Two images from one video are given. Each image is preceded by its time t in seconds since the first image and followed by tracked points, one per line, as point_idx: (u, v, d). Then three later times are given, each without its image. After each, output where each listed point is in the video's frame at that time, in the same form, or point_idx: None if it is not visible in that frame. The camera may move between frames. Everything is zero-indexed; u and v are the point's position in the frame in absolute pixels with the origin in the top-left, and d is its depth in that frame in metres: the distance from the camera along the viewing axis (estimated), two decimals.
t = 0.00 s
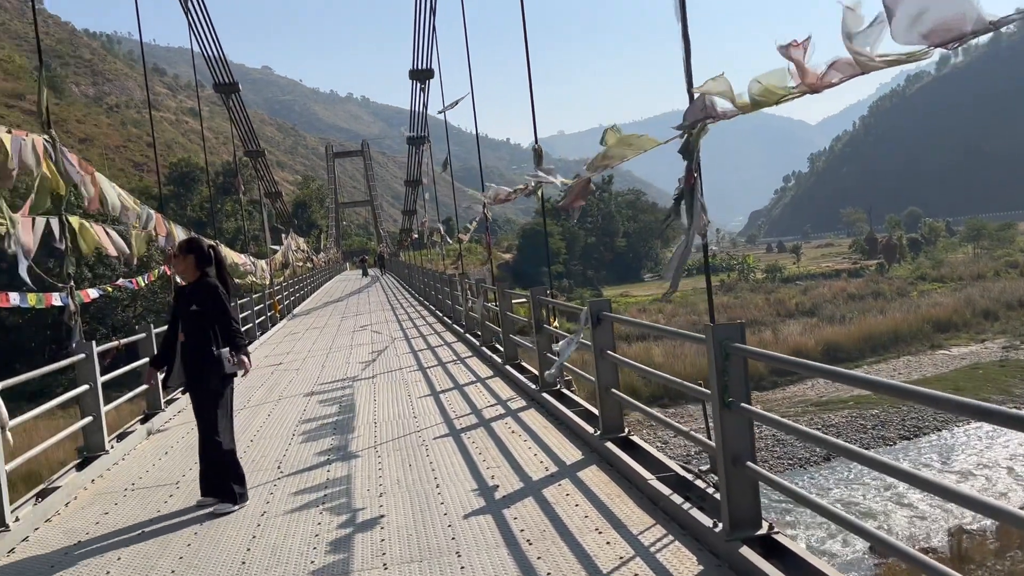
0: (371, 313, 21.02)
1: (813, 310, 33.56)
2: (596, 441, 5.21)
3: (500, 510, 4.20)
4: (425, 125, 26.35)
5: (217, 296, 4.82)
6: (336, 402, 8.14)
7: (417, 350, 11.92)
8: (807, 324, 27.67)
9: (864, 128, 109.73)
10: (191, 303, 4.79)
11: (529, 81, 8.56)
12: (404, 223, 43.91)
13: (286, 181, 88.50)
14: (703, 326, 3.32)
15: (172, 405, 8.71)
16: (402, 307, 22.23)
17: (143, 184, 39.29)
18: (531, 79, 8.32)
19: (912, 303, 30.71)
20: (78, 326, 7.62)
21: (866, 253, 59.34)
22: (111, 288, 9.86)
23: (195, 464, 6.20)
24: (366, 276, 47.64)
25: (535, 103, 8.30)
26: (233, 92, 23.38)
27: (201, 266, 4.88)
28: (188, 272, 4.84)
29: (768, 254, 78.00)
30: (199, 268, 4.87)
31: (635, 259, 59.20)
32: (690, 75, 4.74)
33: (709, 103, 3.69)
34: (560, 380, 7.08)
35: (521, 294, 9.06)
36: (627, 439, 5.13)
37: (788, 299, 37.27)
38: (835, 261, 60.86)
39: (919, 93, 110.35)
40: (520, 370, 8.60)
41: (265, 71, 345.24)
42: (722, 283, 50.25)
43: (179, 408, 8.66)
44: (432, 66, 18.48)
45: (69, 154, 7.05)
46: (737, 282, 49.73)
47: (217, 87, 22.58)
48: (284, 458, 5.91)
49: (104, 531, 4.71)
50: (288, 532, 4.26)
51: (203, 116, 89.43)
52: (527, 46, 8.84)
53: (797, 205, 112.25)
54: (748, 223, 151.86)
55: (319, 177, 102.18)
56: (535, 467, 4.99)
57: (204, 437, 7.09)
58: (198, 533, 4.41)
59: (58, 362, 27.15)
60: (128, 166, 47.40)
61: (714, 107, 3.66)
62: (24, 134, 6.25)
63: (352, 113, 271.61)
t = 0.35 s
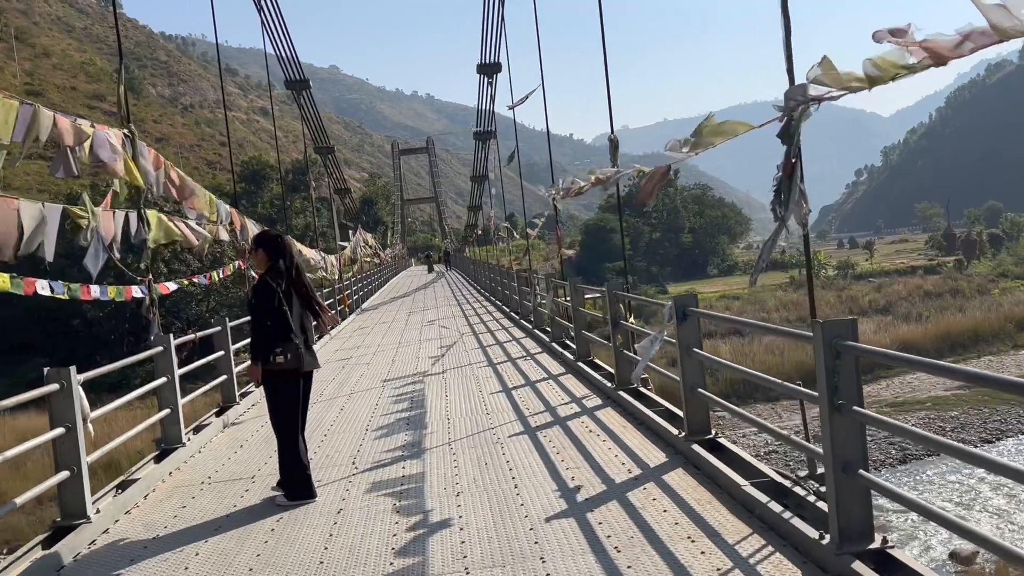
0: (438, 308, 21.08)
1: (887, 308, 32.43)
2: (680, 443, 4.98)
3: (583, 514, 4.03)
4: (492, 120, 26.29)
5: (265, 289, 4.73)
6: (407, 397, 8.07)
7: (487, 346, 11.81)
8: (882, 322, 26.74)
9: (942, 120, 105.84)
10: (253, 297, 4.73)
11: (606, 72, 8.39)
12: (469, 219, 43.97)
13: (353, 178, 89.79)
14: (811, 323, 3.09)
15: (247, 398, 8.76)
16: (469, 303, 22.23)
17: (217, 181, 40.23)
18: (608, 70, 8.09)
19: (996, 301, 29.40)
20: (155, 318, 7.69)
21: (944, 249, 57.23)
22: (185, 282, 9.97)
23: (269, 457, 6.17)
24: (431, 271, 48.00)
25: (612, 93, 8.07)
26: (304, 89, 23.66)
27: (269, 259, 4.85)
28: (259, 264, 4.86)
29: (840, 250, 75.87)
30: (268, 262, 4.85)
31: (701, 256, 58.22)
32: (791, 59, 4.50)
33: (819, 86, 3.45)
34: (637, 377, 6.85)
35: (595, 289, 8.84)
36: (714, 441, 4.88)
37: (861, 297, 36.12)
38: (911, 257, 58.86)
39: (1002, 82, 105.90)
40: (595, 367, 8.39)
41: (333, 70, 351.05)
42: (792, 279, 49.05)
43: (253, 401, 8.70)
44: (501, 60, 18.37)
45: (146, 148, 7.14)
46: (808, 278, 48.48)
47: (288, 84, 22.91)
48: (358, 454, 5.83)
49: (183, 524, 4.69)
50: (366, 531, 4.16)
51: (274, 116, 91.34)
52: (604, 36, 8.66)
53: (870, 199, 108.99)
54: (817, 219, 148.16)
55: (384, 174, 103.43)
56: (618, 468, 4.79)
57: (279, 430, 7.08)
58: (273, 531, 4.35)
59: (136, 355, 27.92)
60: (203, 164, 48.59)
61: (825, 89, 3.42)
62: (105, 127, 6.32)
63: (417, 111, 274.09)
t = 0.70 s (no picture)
0: (499, 303, 20.99)
1: (959, 304, 31.28)
2: (766, 449, 4.72)
3: (666, 524, 3.82)
4: (553, 114, 26.07)
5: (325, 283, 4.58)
6: (473, 394, 7.94)
7: (551, 342, 11.62)
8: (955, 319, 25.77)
9: (1018, 108, 101.73)
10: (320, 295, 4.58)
11: (680, 66, 8.20)
12: (528, 213, 43.85)
13: (412, 173, 90.55)
14: (926, 324, 2.84)
15: (312, 392, 8.74)
16: (529, 297, 22.10)
17: (281, 177, 40.91)
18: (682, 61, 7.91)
19: None
20: (224, 312, 7.70)
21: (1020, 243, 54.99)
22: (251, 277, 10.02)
23: (337, 454, 6.10)
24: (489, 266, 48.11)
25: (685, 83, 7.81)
26: (367, 84, 23.79)
27: (335, 255, 4.73)
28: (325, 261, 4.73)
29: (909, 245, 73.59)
30: (334, 258, 4.72)
31: (764, 250, 57.05)
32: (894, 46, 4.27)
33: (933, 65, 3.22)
34: (714, 378, 6.58)
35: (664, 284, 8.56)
36: (802, 446, 4.61)
37: (931, 292, 34.92)
38: (984, 251, 56.74)
39: None
40: (665, 365, 8.12)
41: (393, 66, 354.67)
42: (858, 274, 47.73)
43: (319, 396, 8.69)
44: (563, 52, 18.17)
45: (215, 142, 7.17)
46: (874, 273, 47.11)
47: (352, 79, 23.06)
48: (426, 452, 5.72)
49: (253, 522, 4.63)
50: (438, 535, 4.03)
51: (335, 112, 92.53)
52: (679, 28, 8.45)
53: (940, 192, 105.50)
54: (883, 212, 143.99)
55: (442, 169, 104.08)
56: (699, 474, 4.56)
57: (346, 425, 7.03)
58: (343, 533, 4.25)
59: (203, 347, 28.51)
60: (267, 160, 49.45)
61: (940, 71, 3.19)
62: (174, 120, 6.35)
63: (476, 106, 275.01)
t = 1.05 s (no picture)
0: (553, 295, 20.77)
1: None
2: (848, 451, 4.43)
3: (744, 529, 3.60)
4: (609, 103, 25.69)
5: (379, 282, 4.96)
6: (531, 386, 7.75)
7: (609, 335, 11.36)
8: None
9: None
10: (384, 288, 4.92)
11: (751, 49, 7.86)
12: (581, 204, 43.47)
13: (464, 166, 90.82)
14: None
15: (369, 384, 8.66)
16: (583, 289, 21.85)
17: (336, 170, 41.32)
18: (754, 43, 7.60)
19: None
20: (282, 301, 7.64)
21: None
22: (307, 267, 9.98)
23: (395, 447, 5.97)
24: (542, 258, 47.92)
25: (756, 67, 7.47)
26: (422, 75, 23.71)
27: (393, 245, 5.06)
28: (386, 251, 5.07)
29: (976, 237, 71.05)
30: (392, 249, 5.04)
31: (823, 242, 55.63)
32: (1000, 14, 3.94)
33: None
34: (785, 374, 6.28)
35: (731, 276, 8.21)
36: (888, 447, 4.31)
37: (1001, 285, 33.57)
38: None
39: None
40: (731, 360, 7.80)
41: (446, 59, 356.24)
42: (922, 267, 46.26)
43: (376, 387, 8.59)
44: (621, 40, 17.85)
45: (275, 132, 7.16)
46: (939, 266, 45.60)
47: (407, 70, 23.03)
48: (484, 446, 5.55)
49: (310, 517, 4.50)
50: (501, 535, 3.86)
51: (389, 106, 93.14)
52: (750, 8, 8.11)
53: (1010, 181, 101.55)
54: (947, 203, 139.41)
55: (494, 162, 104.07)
56: (776, 476, 4.30)
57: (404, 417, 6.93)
58: (404, 530, 4.11)
59: (261, 337, 28.89)
60: (323, 154, 49.95)
61: None
62: (233, 109, 6.34)
63: (528, 98, 274.42)
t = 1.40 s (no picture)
0: (600, 289, 20.48)
1: None
2: (929, 464, 4.12)
3: (820, 552, 3.34)
4: (659, 95, 25.25)
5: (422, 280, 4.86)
6: (582, 387, 7.51)
7: (661, 332, 11.03)
8: None
9: None
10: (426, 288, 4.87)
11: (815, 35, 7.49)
12: (629, 197, 42.97)
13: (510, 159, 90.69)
14: None
15: (416, 382, 8.51)
16: (631, 283, 21.52)
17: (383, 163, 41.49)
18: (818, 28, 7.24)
19: None
20: (330, 298, 7.52)
21: None
22: (354, 263, 9.87)
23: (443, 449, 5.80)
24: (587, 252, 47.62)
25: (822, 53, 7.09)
26: (470, 67, 23.52)
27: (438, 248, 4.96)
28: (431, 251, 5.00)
29: None
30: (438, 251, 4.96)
31: (876, 235, 54.24)
32: None
33: None
34: (853, 378, 5.95)
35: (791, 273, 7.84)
36: (974, 461, 4.00)
37: None
38: None
39: None
40: (793, 361, 7.45)
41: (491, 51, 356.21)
42: (981, 261, 44.80)
43: (423, 386, 8.43)
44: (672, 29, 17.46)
45: (321, 126, 7.05)
46: (998, 260, 44.13)
47: (454, 62, 22.87)
48: (535, 451, 5.34)
49: (357, 524, 4.34)
50: (558, 550, 3.66)
51: (437, 101, 93.41)
52: None
53: None
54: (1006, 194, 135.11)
55: (541, 155, 103.72)
56: (851, 492, 4.02)
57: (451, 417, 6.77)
58: (454, 542, 3.92)
59: (309, 330, 29.14)
60: (371, 148, 50.23)
61: None
62: (280, 102, 6.21)
63: (574, 91, 273.08)
